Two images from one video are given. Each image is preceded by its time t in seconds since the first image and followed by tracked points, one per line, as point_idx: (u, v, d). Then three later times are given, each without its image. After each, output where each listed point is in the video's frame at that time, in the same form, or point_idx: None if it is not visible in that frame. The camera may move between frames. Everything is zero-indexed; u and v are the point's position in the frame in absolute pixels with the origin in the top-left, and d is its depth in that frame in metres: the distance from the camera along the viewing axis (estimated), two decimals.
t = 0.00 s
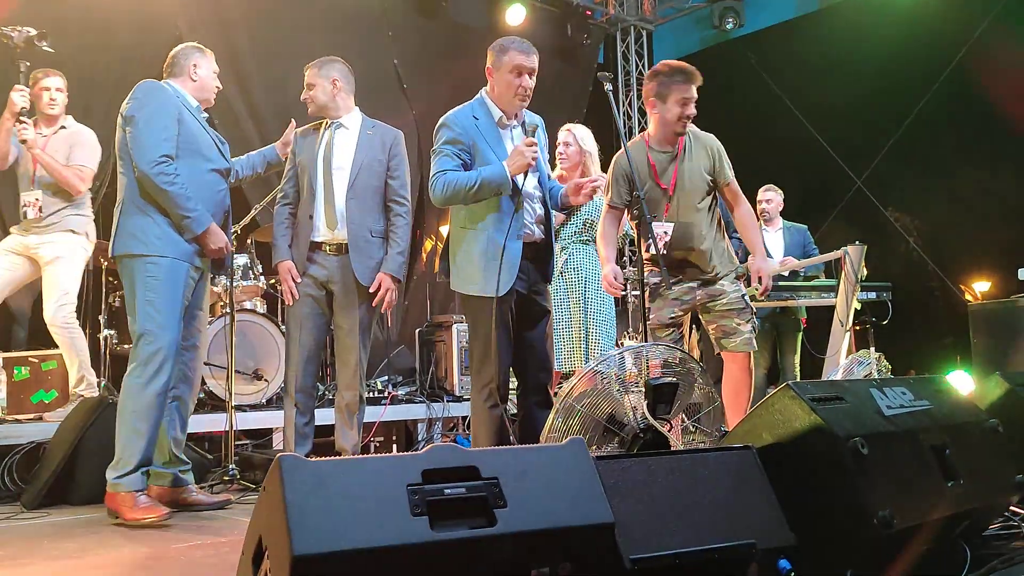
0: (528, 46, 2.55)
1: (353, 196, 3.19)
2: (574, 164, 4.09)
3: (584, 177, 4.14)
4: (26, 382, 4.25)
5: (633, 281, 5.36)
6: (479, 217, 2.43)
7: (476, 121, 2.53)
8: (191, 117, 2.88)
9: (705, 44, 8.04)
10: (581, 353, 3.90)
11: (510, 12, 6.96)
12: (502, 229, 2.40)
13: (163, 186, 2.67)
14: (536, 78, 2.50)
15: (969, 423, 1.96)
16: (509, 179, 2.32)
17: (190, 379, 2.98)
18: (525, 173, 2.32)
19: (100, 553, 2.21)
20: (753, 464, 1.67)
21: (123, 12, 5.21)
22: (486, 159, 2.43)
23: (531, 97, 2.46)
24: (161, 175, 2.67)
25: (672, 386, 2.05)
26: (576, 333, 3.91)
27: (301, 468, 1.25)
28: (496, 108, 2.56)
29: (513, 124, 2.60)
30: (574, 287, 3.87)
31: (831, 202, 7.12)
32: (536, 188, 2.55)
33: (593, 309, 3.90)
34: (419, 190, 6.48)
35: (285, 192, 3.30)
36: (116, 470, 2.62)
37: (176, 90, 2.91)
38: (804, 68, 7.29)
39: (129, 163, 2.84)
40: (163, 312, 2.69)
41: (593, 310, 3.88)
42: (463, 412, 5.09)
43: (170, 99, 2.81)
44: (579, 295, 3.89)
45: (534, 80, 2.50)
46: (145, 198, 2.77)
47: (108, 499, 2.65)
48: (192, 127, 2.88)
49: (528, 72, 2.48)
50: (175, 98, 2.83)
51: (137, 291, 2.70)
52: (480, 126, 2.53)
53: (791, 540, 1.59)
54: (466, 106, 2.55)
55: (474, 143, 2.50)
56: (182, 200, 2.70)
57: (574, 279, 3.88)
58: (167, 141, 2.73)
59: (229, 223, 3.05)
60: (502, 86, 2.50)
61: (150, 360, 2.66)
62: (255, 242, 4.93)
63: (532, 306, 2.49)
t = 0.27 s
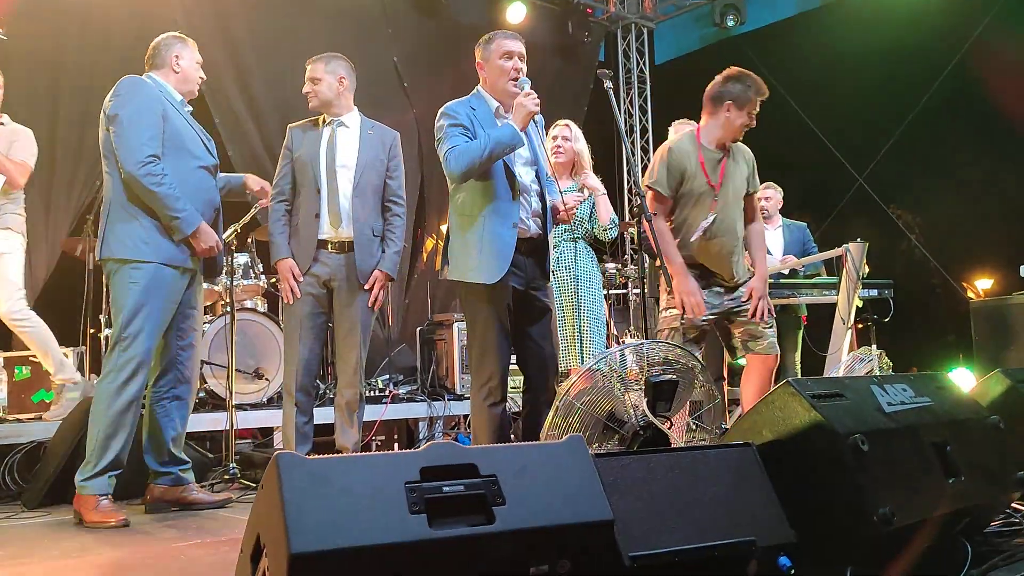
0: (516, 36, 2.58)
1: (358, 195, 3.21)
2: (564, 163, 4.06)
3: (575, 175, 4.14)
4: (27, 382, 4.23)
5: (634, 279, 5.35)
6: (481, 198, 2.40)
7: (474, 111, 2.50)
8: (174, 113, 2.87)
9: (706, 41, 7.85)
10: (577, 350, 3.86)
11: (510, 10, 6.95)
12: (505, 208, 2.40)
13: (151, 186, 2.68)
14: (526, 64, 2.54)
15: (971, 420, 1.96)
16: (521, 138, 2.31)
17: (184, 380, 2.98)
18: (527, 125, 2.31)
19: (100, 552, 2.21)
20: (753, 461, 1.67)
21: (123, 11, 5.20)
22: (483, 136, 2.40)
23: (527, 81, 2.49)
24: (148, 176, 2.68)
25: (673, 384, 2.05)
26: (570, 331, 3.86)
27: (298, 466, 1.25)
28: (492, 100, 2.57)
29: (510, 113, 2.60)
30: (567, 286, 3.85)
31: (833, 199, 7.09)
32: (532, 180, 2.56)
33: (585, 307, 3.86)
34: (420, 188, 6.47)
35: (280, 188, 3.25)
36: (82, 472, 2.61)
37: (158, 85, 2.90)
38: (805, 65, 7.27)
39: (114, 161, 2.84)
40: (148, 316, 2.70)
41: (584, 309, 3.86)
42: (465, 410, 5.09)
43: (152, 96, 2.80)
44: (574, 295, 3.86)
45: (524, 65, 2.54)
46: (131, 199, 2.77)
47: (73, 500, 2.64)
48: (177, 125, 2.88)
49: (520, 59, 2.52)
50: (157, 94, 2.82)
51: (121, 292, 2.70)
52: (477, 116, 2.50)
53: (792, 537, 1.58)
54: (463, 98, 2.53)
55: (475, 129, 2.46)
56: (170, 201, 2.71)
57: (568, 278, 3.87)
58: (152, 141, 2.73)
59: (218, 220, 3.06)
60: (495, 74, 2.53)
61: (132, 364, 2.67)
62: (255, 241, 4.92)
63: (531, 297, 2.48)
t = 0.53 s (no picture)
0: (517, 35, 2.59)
1: (361, 198, 3.23)
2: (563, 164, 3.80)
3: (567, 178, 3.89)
4: (30, 382, 4.16)
5: (637, 278, 5.34)
6: (491, 191, 2.41)
7: (478, 106, 2.50)
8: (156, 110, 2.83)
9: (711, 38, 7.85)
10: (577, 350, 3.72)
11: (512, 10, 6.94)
12: (513, 200, 2.41)
13: (125, 185, 2.64)
14: (528, 60, 2.54)
15: (974, 418, 1.95)
16: (532, 127, 2.31)
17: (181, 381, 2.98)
18: (534, 114, 2.34)
19: (103, 552, 2.21)
20: (755, 461, 1.66)
21: (126, 11, 5.20)
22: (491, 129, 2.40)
23: (529, 76, 2.49)
24: (121, 174, 2.63)
25: (675, 383, 2.04)
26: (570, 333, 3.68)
27: (299, 465, 1.25)
28: (496, 95, 2.56)
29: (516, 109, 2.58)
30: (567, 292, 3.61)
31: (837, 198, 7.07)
32: (539, 175, 2.56)
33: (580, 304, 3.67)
34: (423, 188, 6.48)
35: (273, 187, 3.19)
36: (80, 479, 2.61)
37: (141, 80, 2.86)
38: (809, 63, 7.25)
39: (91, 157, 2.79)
40: (126, 319, 2.66)
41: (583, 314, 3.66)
42: (467, 410, 5.09)
43: (133, 92, 2.76)
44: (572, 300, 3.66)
45: (526, 62, 2.53)
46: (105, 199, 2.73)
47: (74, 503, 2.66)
48: (158, 123, 2.83)
49: (522, 56, 2.51)
50: (138, 91, 2.78)
51: (99, 298, 2.67)
52: (481, 112, 2.49)
53: (794, 536, 1.58)
54: (469, 94, 2.52)
55: (482, 124, 2.46)
56: (144, 201, 2.65)
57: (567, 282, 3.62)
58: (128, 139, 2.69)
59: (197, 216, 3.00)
60: (498, 72, 2.52)
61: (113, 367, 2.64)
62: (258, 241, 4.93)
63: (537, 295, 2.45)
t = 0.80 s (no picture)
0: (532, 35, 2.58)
1: (361, 200, 3.26)
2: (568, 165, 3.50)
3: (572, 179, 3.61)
4: (35, 383, 4.17)
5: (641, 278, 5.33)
6: (508, 190, 2.41)
7: (492, 106, 2.51)
8: (140, 104, 2.75)
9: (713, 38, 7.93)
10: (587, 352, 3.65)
11: (516, 10, 6.95)
12: (531, 199, 2.40)
13: (98, 182, 2.54)
14: (542, 62, 2.53)
15: (979, 419, 1.94)
16: (547, 126, 2.30)
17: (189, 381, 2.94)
18: (548, 114, 2.31)
19: (109, 554, 2.21)
20: (760, 461, 1.65)
21: (130, 12, 5.20)
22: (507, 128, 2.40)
23: (542, 76, 2.48)
24: (96, 170, 2.54)
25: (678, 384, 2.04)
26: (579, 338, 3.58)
27: (302, 464, 1.24)
28: (510, 95, 2.55)
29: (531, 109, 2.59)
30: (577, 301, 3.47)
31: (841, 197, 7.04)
32: (556, 173, 2.55)
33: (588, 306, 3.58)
34: (427, 189, 6.49)
35: (268, 186, 3.12)
36: (87, 480, 2.60)
37: (127, 74, 2.78)
38: (813, 62, 7.23)
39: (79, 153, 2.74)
40: (112, 319, 2.61)
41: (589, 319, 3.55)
42: (471, 410, 5.09)
43: (114, 86, 2.68)
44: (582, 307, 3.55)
45: (540, 63, 2.53)
46: (86, 196, 2.66)
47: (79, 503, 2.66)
48: (141, 117, 2.74)
49: (536, 57, 2.51)
50: (120, 84, 2.70)
51: (87, 299, 2.63)
52: (496, 112, 2.49)
53: (798, 536, 1.57)
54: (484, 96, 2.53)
55: (497, 124, 2.46)
56: (120, 198, 2.56)
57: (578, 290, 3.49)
58: (106, 134, 2.60)
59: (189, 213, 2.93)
60: (511, 73, 2.53)
61: (104, 369, 2.60)
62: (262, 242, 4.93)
63: (554, 304, 2.44)
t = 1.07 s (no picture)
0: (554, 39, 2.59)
1: (363, 204, 3.28)
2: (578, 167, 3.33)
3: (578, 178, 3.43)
4: (40, 385, 4.18)
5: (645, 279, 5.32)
6: (529, 194, 2.41)
7: (516, 110, 2.52)
8: (140, 106, 2.74)
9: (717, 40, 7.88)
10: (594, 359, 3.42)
11: (520, 11, 6.96)
12: (552, 203, 2.41)
13: (95, 187, 2.54)
14: (565, 66, 2.54)
15: (985, 421, 1.93)
16: (566, 129, 2.30)
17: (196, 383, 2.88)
18: (567, 116, 2.32)
19: (113, 556, 2.21)
20: (765, 463, 1.65)
21: (134, 14, 5.20)
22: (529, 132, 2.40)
23: (564, 79, 2.48)
24: (93, 174, 2.55)
25: (683, 385, 2.03)
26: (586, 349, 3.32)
27: (306, 467, 1.24)
28: (534, 99, 2.57)
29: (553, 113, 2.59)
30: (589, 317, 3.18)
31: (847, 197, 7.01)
32: (576, 177, 2.54)
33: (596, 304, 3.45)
34: (430, 191, 6.49)
35: (274, 189, 3.09)
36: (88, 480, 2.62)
37: (129, 76, 2.78)
38: (817, 63, 7.22)
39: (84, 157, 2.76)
40: (113, 322, 2.61)
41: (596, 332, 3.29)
42: (475, 412, 5.08)
43: (113, 89, 2.68)
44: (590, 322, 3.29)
45: (563, 67, 2.54)
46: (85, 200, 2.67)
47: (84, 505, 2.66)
48: (142, 119, 2.74)
49: (559, 61, 2.51)
50: (120, 87, 2.70)
51: (88, 302, 2.64)
52: (519, 116, 2.50)
53: (803, 539, 1.57)
54: (507, 100, 2.54)
55: (520, 130, 2.47)
56: (118, 202, 2.56)
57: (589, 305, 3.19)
58: (104, 137, 2.60)
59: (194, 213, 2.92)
60: (534, 78, 2.54)
61: (105, 371, 2.61)
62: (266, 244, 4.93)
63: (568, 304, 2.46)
